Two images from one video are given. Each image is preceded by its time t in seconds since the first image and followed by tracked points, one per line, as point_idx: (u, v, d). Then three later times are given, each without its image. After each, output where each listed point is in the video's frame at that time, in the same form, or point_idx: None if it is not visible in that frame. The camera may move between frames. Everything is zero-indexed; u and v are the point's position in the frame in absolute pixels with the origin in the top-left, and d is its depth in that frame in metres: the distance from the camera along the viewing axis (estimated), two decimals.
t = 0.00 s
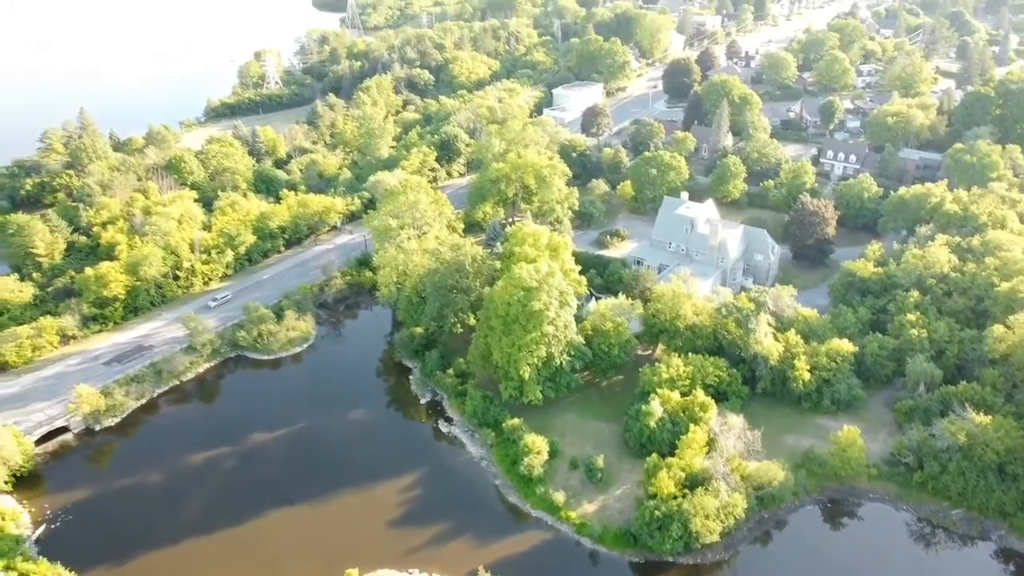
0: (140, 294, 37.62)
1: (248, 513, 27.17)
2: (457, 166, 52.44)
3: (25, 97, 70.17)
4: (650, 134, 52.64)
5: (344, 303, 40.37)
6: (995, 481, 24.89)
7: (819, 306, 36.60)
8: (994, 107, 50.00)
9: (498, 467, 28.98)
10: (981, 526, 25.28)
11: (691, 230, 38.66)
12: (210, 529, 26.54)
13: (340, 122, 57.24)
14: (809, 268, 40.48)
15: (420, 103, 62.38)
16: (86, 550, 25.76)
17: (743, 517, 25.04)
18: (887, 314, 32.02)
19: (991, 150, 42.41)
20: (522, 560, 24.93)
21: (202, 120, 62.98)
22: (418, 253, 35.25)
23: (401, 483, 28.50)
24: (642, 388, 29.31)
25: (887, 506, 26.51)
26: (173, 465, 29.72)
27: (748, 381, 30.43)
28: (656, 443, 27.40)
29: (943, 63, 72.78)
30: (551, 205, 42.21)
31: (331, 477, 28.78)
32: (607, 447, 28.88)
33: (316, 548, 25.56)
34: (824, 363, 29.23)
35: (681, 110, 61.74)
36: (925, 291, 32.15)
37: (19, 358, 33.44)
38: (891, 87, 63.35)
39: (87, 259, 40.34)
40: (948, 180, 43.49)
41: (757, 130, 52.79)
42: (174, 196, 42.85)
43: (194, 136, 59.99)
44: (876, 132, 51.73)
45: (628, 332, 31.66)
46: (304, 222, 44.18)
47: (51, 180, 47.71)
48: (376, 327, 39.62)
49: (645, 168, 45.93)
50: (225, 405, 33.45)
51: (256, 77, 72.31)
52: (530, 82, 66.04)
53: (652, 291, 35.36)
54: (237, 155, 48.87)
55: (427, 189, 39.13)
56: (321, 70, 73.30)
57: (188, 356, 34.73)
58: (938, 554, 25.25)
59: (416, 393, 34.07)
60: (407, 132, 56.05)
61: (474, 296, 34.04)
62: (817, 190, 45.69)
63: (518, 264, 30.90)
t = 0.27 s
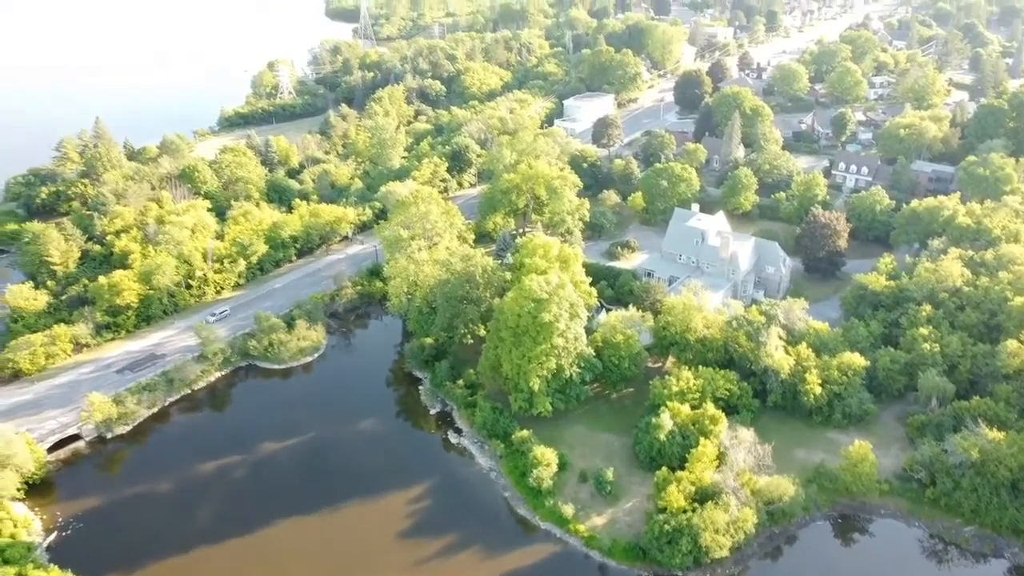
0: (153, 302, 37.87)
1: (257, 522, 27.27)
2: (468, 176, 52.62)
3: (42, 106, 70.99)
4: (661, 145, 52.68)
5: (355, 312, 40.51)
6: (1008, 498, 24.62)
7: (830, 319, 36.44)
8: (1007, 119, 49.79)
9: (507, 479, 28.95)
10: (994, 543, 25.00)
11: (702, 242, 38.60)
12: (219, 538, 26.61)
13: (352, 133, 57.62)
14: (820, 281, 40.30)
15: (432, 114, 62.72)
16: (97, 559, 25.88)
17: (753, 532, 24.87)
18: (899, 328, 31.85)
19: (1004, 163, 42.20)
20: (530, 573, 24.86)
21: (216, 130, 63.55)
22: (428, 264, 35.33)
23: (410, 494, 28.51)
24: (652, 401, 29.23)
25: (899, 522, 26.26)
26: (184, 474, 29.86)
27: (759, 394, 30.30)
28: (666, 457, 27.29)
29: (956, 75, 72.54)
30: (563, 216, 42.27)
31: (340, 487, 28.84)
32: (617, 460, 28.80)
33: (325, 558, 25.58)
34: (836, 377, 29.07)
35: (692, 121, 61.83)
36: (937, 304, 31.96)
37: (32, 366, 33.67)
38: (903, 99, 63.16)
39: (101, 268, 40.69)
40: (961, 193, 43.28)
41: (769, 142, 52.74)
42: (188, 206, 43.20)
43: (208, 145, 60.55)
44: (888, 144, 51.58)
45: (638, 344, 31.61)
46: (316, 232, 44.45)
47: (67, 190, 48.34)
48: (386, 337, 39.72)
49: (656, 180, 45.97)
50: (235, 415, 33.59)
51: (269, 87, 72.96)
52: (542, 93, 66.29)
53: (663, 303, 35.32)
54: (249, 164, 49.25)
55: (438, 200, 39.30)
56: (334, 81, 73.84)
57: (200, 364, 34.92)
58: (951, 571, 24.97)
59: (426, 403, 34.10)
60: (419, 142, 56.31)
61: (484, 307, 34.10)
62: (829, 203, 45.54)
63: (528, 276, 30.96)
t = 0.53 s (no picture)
0: (165, 311, 38.17)
1: (267, 533, 27.32)
2: (479, 187, 52.80)
3: (59, 115, 71.92)
4: (672, 157, 52.70)
5: (365, 322, 40.66)
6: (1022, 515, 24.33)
7: (842, 333, 36.26)
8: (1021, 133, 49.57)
9: (516, 491, 28.91)
10: (1008, 561, 24.70)
11: (713, 254, 38.53)
12: (229, 548, 26.67)
13: (364, 143, 58.00)
14: (832, 294, 40.13)
15: (444, 124, 63.07)
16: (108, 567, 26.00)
17: (763, 547, 24.69)
18: (911, 343, 31.66)
19: (1018, 177, 41.97)
20: None
21: (230, 140, 64.16)
22: (439, 274, 35.44)
23: (419, 505, 28.50)
24: (662, 414, 29.14)
25: (911, 539, 25.99)
26: (194, 482, 29.97)
27: (770, 408, 30.15)
28: (676, 470, 27.17)
29: (969, 87, 72.30)
30: (573, 227, 42.35)
31: (350, 497, 28.86)
32: (626, 473, 28.70)
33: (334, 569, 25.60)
34: (847, 392, 28.91)
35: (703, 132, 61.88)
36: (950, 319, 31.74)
37: (45, 373, 33.94)
38: (916, 112, 62.96)
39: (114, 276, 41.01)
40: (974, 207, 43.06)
41: (780, 154, 52.70)
42: (201, 215, 43.57)
43: (221, 155, 61.07)
44: (900, 157, 51.40)
45: (648, 356, 31.55)
46: (328, 242, 44.68)
47: (81, 198, 48.90)
48: (397, 347, 39.81)
49: (667, 192, 46.00)
50: (246, 424, 33.73)
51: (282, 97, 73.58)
52: (553, 104, 66.54)
53: (673, 316, 35.26)
54: (262, 174, 49.64)
55: (448, 211, 39.49)
56: (347, 91, 74.42)
57: (211, 373, 35.11)
58: None
59: (435, 414, 34.13)
60: (430, 153, 56.60)
61: (494, 318, 34.14)
62: (841, 216, 45.38)
63: (538, 288, 31.01)
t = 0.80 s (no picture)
0: (177, 319, 38.42)
1: (276, 542, 27.37)
2: (490, 197, 52.98)
3: (75, 124, 72.73)
4: (683, 168, 52.72)
5: (375, 332, 40.81)
6: None
7: (854, 346, 36.06)
8: None
9: (525, 503, 28.85)
10: None
11: (724, 266, 38.43)
12: (237, 557, 26.74)
13: (376, 153, 58.33)
14: (844, 307, 39.92)
15: (455, 135, 63.35)
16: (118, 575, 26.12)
17: (773, 562, 24.49)
18: (924, 357, 31.46)
19: None
20: None
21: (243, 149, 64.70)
22: (449, 285, 35.52)
23: (428, 516, 28.49)
24: (672, 427, 29.04)
25: (924, 555, 25.72)
26: (204, 491, 30.09)
27: (781, 422, 29.99)
28: (685, 483, 27.03)
29: (983, 99, 71.99)
30: (584, 239, 42.38)
31: (359, 507, 28.87)
32: (636, 486, 28.61)
33: None
34: (858, 406, 28.72)
35: (714, 144, 61.90)
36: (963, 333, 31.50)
37: (58, 381, 34.17)
38: (929, 124, 62.73)
39: (128, 284, 41.33)
40: (987, 220, 42.79)
41: (792, 165, 52.59)
42: (213, 224, 43.91)
43: (234, 164, 61.61)
44: (912, 169, 51.21)
45: (658, 369, 31.48)
46: (339, 251, 44.92)
47: (96, 207, 49.39)
48: (407, 357, 39.89)
49: (678, 203, 46.00)
50: (256, 433, 33.87)
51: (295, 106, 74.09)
52: (564, 115, 66.73)
53: (684, 328, 35.17)
54: (274, 184, 50.09)
55: (459, 222, 39.62)
56: (359, 101, 74.91)
57: (222, 382, 35.28)
58: None
59: (445, 425, 34.15)
60: (442, 163, 56.84)
61: (504, 329, 34.17)
62: (853, 228, 45.18)
63: (549, 299, 31.04)
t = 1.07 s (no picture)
0: (190, 328, 38.67)
1: (286, 551, 27.44)
2: (501, 208, 53.13)
3: (91, 133, 73.49)
4: (695, 179, 52.69)
5: (386, 342, 40.94)
6: None
7: (866, 359, 35.84)
8: None
9: (534, 515, 28.80)
10: None
11: (735, 278, 38.32)
12: (247, 567, 26.80)
13: (387, 163, 58.64)
14: (856, 319, 39.70)
15: (466, 145, 63.61)
16: None
17: None
18: (936, 371, 31.25)
19: None
20: None
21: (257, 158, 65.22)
22: (460, 296, 35.59)
23: (436, 527, 28.46)
24: (682, 440, 28.93)
25: (937, 572, 25.45)
26: (215, 500, 30.20)
27: (792, 435, 29.83)
28: (696, 497, 26.89)
29: (996, 111, 71.67)
30: (594, 250, 42.41)
31: (368, 517, 28.89)
32: (646, 499, 28.49)
33: None
34: (870, 420, 28.54)
35: (726, 155, 61.89)
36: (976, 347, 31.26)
37: (71, 388, 34.40)
38: (942, 136, 62.49)
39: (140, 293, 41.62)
40: (1001, 233, 42.50)
41: (803, 177, 52.50)
42: (226, 233, 44.23)
43: (247, 173, 62.12)
44: (925, 182, 50.98)
45: (668, 381, 31.39)
46: (350, 261, 45.14)
47: (110, 215, 49.85)
48: (417, 367, 39.96)
49: (689, 215, 45.98)
50: (267, 442, 33.99)
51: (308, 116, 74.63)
52: (575, 125, 66.92)
53: (694, 340, 35.08)
54: (287, 195, 50.59)
55: (470, 233, 39.74)
56: (371, 111, 75.40)
57: (233, 391, 35.43)
58: None
59: (454, 436, 34.15)
60: (453, 173, 57.06)
61: (514, 340, 34.21)
62: (865, 241, 44.96)
63: (559, 310, 31.05)
